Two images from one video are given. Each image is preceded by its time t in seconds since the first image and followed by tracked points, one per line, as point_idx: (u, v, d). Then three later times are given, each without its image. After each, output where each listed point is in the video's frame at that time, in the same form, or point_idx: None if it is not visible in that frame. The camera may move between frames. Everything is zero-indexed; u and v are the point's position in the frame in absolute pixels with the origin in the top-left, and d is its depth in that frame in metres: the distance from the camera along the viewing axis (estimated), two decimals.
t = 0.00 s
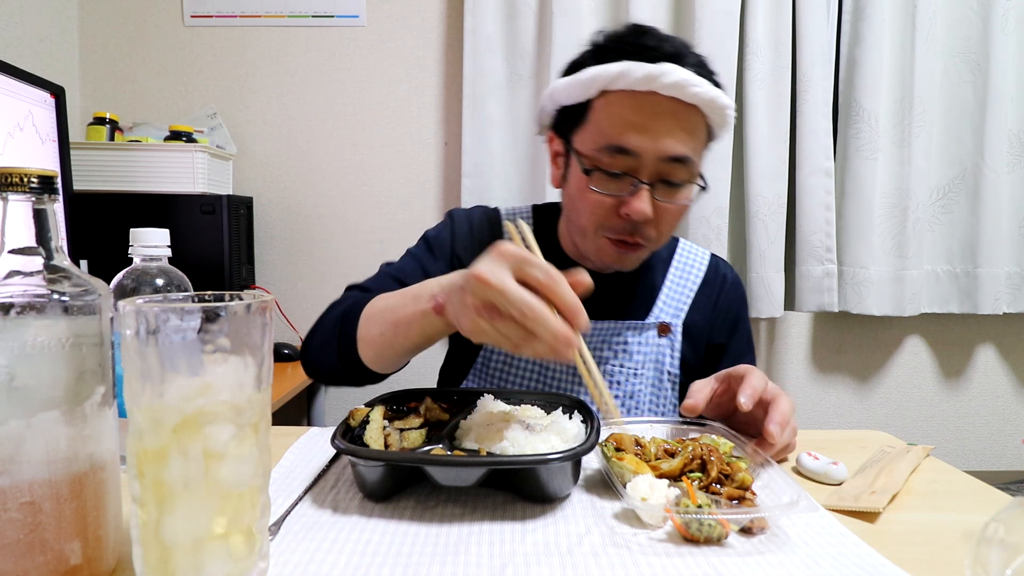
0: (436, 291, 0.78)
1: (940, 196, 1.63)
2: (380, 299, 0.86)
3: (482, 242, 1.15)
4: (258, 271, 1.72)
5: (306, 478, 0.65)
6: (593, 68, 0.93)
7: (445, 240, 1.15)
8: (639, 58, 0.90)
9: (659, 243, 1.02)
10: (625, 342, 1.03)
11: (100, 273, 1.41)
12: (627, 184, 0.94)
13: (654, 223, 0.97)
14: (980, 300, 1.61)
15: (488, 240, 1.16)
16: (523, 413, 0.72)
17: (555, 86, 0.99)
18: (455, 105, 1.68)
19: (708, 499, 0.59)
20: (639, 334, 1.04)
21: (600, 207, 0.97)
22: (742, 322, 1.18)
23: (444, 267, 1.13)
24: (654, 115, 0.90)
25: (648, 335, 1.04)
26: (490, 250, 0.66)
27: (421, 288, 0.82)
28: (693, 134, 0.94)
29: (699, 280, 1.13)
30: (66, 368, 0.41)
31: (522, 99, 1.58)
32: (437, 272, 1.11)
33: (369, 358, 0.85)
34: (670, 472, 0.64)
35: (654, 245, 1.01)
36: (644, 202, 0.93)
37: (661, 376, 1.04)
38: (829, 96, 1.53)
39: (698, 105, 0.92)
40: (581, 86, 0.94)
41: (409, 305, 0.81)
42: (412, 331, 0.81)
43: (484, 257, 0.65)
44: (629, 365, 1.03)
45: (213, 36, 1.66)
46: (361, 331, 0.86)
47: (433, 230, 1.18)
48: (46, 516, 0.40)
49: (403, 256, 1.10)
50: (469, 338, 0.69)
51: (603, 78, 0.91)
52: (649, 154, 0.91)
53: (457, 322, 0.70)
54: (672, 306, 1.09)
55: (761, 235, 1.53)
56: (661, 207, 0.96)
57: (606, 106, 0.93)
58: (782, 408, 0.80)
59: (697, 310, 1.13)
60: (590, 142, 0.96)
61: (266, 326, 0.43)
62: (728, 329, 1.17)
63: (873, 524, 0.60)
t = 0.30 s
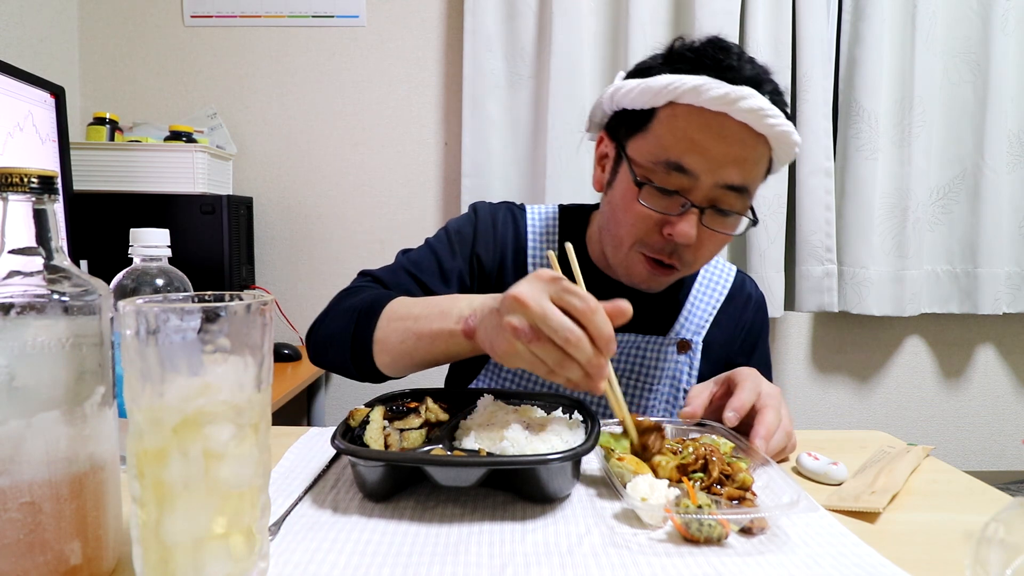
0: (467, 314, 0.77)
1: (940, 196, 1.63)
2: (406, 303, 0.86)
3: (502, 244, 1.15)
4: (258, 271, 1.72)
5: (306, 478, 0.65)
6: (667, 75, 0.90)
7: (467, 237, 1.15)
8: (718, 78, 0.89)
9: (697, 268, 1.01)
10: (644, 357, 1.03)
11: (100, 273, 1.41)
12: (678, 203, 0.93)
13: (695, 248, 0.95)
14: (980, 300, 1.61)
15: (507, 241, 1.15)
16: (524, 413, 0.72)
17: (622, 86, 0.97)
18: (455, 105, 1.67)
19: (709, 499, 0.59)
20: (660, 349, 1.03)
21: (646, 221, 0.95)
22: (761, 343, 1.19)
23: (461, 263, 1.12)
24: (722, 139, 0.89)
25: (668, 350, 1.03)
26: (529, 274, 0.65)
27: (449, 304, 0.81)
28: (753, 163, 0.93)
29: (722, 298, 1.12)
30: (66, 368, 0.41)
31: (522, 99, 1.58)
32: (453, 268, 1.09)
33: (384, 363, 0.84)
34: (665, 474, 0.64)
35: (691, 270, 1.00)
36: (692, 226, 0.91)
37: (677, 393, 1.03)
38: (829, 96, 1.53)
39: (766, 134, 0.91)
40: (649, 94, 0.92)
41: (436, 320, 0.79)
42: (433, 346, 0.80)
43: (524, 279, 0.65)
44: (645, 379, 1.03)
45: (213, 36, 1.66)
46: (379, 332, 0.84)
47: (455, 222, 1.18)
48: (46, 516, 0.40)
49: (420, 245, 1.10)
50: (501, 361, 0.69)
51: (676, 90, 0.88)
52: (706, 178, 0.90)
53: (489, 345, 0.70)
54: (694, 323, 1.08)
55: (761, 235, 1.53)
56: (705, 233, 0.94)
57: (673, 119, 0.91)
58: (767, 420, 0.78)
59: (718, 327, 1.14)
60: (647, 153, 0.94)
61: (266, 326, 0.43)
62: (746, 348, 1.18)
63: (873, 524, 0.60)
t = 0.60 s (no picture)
0: (488, 303, 0.77)
1: (941, 196, 1.63)
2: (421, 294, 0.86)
3: (513, 241, 1.15)
4: (258, 271, 1.73)
5: (306, 478, 0.65)
6: (682, 72, 0.91)
7: (478, 232, 1.14)
8: (733, 74, 0.90)
9: (709, 265, 1.00)
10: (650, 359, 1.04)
11: (100, 273, 1.41)
12: (694, 198, 0.92)
13: (710, 244, 0.95)
14: (980, 300, 1.61)
15: (518, 238, 1.16)
16: (524, 413, 0.72)
17: (637, 85, 0.97)
18: (455, 105, 1.67)
19: (709, 499, 0.59)
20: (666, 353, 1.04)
21: (661, 217, 0.94)
22: (768, 349, 1.19)
23: (473, 261, 1.11)
24: (739, 135, 0.90)
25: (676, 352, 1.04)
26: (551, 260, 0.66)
27: (467, 294, 0.81)
28: (768, 158, 0.94)
29: (731, 302, 1.13)
30: (66, 368, 0.41)
31: (522, 99, 1.58)
32: (465, 265, 1.09)
33: (402, 355, 0.84)
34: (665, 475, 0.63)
35: (704, 267, 1.00)
36: (708, 220, 0.91)
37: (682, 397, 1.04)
38: (829, 96, 1.53)
39: (781, 130, 0.92)
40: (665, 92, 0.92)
41: (455, 310, 0.79)
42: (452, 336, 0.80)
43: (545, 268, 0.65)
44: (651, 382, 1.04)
45: (213, 36, 1.66)
46: (395, 326, 0.84)
47: (466, 218, 1.18)
48: (46, 516, 0.40)
49: (431, 241, 1.10)
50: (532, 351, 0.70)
51: (691, 86, 0.89)
52: (722, 172, 0.90)
53: (518, 336, 0.71)
54: (702, 328, 1.09)
55: (762, 235, 1.53)
56: (720, 228, 0.94)
57: (688, 114, 0.91)
58: (763, 418, 0.78)
59: (726, 332, 1.14)
60: (662, 149, 0.94)
61: (266, 326, 0.43)
62: (754, 352, 1.18)
63: (873, 524, 0.60)
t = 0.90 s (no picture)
0: (504, 323, 0.76)
1: (940, 196, 1.63)
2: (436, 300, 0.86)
3: (519, 236, 1.14)
4: (258, 271, 1.73)
5: (306, 478, 0.65)
6: (693, 70, 0.91)
7: (485, 229, 1.15)
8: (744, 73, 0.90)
9: (714, 261, 1.00)
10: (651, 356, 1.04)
11: (100, 273, 1.41)
12: (702, 192, 0.93)
13: (717, 238, 0.95)
14: (980, 300, 1.61)
15: (525, 234, 1.15)
16: (524, 414, 0.72)
17: (647, 82, 0.97)
18: (455, 105, 1.67)
19: (709, 499, 0.59)
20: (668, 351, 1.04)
21: (669, 210, 0.94)
22: (769, 352, 1.19)
23: (480, 257, 1.11)
24: (747, 132, 0.91)
25: (676, 349, 1.05)
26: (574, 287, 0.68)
27: (483, 309, 0.80)
28: (774, 157, 0.95)
29: (733, 303, 1.12)
30: (66, 368, 0.41)
31: (522, 99, 1.58)
32: (472, 259, 1.09)
33: (410, 358, 0.84)
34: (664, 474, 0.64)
35: (710, 262, 1.00)
36: (717, 214, 0.91)
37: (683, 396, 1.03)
38: (829, 96, 1.53)
39: (787, 129, 0.93)
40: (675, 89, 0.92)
41: (466, 324, 0.79)
42: (465, 349, 0.79)
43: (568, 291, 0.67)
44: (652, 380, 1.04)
45: (213, 36, 1.66)
46: (404, 328, 0.84)
47: (474, 215, 1.19)
48: (46, 516, 0.40)
49: (439, 236, 1.11)
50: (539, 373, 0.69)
51: (702, 83, 0.89)
52: (731, 168, 0.91)
53: (528, 357, 0.71)
54: (704, 327, 1.09)
55: (762, 235, 1.53)
56: (728, 224, 0.94)
57: (698, 111, 0.92)
58: (762, 417, 0.78)
59: (727, 333, 1.13)
60: (672, 144, 0.94)
61: (266, 326, 0.43)
62: (754, 353, 1.18)
63: (873, 524, 0.60)
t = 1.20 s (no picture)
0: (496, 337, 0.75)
1: (940, 196, 1.63)
2: (431, 300, 0.84)
3: (526, 236, 1.14)
4: (258, 271, 1.72)
5: (306, 478, 0.65)
6: (705, 71, 0.91)
7: (493, 226, 1.14)
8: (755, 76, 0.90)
9: (719, 260, 1.00)
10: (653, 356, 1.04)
11: (100, 273, 1.41)
12: (710, 191, 0.93)
13: (723, 237, 0.95)
14: (980, 300, 1.61)
15: (532, 234, 1.15)
16: (524, 414, 0.72)
17: (659, 82, 0.97)
18: (455, 105, 1.67)
19: (710, 499, 0.59)
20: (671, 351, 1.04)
21: (676, 208, 0.94)
22: (769, 355, 1.19)
23: (487, 252, 1.11)
24: (756, 133, 0.91)
25: (679, 350, 1.04)
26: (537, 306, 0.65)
27: (475, 314, 0.78)
28: (782, 159, 0.95)
29: (735, 304, 1.12)
30: (66, 368, 0.41)
31: (522, 99, 1.58)
32: (479, 255, 1.09)
33: (409, 358, 0.84)
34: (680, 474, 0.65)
35: (715, 261, 1.00)
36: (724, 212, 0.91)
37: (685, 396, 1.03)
38: (829, 96, 1.53)
39: (796, 132, 0.93)
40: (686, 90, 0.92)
41: (461, 328, 0.78)
42: (461, 355, 0.79)
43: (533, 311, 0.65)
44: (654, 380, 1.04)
45: (213, 36, 1.66)
46: (403, 329, 0.83)
47: (482, 212, 1.18)
48: (46, 516, 0.40)
49: (447, 232, 1.10)
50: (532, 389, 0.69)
51: (714, 84, 0.89)
52: (738, 168, 0.91)
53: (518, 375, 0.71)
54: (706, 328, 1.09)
55: (762, 235, 1.53)
56: (734, 223, 0.94)
57: (709, 111, 0.92)
58: (761, 416, 0.78)
59: (728, 334, 1.13)
60: (681, 141, 0.94)
61: (266, 326, 0.43)
62: (754, 354, 1.18)
63: (873, 524, 0.60)
